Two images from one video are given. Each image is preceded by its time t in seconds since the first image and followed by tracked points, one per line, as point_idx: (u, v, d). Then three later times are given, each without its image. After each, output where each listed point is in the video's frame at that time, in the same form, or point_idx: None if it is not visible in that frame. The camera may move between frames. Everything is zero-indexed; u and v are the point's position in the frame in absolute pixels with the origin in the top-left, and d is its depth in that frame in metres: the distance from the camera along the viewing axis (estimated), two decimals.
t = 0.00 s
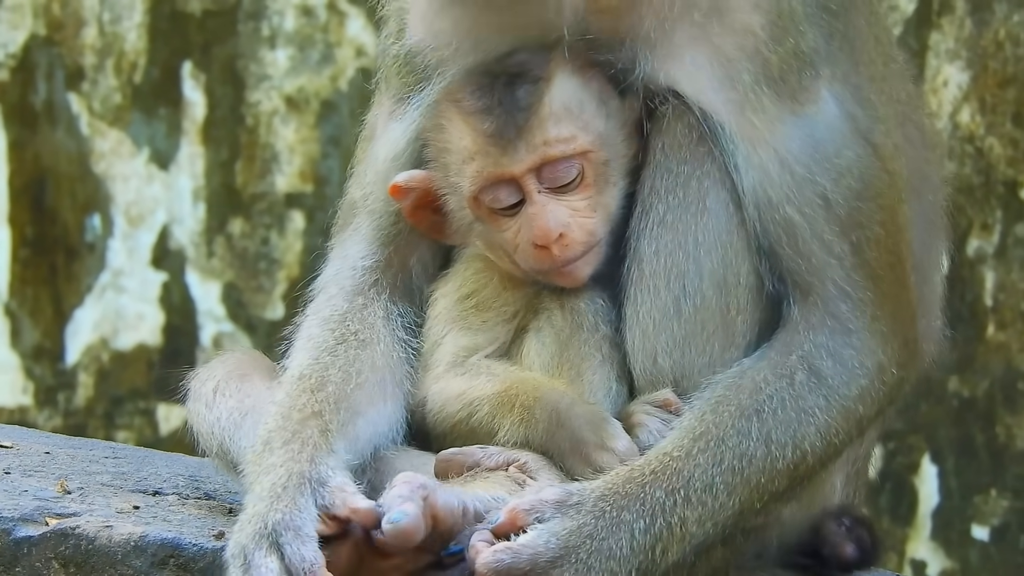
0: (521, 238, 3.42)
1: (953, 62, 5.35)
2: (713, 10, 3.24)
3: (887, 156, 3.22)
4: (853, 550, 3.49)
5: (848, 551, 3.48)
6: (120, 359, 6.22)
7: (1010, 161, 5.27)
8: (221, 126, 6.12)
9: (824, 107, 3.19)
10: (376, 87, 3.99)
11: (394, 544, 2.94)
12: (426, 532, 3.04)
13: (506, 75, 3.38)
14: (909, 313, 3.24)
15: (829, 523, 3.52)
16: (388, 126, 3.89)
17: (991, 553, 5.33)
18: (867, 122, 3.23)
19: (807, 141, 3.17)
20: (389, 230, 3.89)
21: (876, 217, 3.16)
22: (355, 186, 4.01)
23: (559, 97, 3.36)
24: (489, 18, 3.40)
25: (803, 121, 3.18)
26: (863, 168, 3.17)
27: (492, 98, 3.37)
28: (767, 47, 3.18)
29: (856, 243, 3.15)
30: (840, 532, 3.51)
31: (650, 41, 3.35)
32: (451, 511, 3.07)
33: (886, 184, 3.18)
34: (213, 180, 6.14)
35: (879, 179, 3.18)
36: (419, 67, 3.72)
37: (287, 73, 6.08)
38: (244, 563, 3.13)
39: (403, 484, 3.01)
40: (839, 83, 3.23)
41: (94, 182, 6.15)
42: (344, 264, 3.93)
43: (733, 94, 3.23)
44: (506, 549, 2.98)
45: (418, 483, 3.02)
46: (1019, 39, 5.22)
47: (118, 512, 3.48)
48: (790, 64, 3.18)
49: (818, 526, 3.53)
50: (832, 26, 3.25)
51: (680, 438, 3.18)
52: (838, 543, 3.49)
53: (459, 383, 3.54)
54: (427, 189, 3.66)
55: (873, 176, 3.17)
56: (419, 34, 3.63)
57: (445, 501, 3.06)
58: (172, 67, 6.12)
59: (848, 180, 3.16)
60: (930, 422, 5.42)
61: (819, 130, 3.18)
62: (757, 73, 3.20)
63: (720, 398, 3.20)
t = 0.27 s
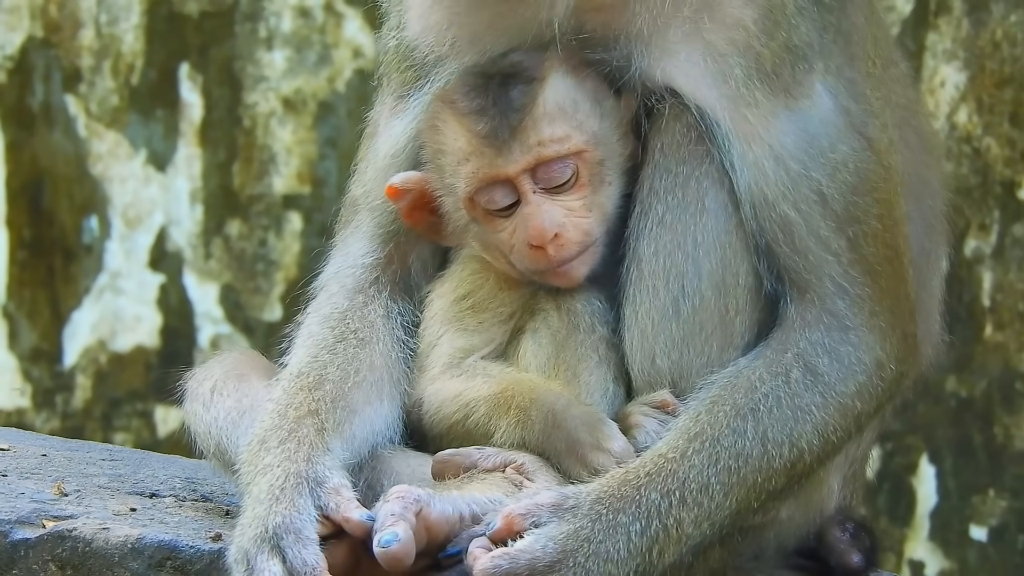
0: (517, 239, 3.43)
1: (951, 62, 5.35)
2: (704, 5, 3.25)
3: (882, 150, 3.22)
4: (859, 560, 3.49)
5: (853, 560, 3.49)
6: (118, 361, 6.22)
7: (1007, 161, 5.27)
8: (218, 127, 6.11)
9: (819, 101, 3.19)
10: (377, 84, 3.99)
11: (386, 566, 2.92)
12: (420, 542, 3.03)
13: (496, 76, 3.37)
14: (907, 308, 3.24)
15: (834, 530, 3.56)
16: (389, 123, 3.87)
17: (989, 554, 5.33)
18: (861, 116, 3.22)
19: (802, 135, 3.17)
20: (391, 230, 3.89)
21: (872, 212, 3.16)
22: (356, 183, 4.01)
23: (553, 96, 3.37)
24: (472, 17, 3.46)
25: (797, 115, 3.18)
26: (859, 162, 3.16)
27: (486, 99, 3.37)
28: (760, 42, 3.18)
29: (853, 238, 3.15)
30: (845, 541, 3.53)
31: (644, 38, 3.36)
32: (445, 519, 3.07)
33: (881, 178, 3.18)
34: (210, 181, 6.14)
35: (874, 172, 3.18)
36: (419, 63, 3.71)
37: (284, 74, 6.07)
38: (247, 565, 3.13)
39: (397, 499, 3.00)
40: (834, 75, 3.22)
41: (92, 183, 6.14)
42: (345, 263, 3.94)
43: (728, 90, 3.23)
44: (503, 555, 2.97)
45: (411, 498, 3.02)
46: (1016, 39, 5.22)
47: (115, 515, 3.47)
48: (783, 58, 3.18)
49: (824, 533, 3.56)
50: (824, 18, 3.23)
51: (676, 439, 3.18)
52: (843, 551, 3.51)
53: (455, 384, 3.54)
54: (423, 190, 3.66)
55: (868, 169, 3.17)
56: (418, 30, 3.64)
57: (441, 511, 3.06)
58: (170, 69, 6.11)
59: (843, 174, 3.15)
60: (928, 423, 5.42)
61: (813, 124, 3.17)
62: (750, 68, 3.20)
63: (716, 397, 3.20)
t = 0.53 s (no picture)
0: (517, 241, 3.43)
1: (948, 64, 5.35)
2: (703, 4, 3.27)
3: (884, 150, 3.22)
4: (858, 562, 3.50)
5: (853, 562, 3.50)
6: (115, 362, 6.21)
7: (1005, 162, 5.27)
8: (216, 129, 6.10)
9: (821, 100, 3.19)
10: (383, 83, 3.98)
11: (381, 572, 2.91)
12: (416, 546, 3.03)
13: (495, 78, 3.37)
14: (908, 309, 3.23)
15: (833, 532, 3.56)
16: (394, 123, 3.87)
17: (987, 555, 5.32)
18: (864, 116, 3.22)
19: (804, 136, 3.17)
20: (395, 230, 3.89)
21: (873, 213, 3.16)
22: (361, 182, 4.01)
23: (554, 98, 3.37)
24: (475, 15, 3.49)
25: (799, 115, 3.18)
26: (860, 162, 3.17)
27: (486, 102, 3.37)
28: (760, 41, 3.19)
29: (853, 239, 3.15)
30: (845, 543, 3.54)
31: (647, 36, 3.36)
32: (441, 522, 3.07)
33: (883, 178, 3.18)
34: (208, 183, 6.13)
35: (876, 173, 3.18)
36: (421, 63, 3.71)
37: (282, 75, 6.07)
38: (252, 565, 3.15)
39: (393, 504, 3.00)
40: (836, 74, 3.22)
41: (89, 185, 6.14)
42: (348, 261, 3.94)
43: (729, 89, 3.23)
44: (499, 555, 2.97)
45: (407, 502, 3.02)
46: (1014, 41, 5.23)
47: (112, 516, 3.47)
48: (785, 57, 3.18)
49: (823, 535, 3.57)
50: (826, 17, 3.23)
51: (674, 439, 3.18)
52: (843, 553, 3.52)
53: (454, 385, 3.54)
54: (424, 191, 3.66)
55: (870, 170, 3.17)
56: (424, 25, 3.65)
57: (437, 515, 3.06)
58: (167, 70, 6.11)
59: (845, 174, 3.16)
60: (926, 424, 5.42)
61: (815, 123, 3.17)
62: (751, 67, 3.20)
63: (715, 397, 3.20)
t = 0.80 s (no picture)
0: (514, 239, 3.43)
1: (947, 64, 5.36)
2: (699, 4, 3.25)
3: (883, 149, 3.21)
4: (858, 562, 3.50)
5: (853, 563, 3.50)
6: (114, 362, 6.21)
7: (1004, 163, 5.27)
8: (214, 129, 6.10)
9: (819, 98, 3.18)
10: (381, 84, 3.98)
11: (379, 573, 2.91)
12: (415, 546, 3.02)
13: (493, 75, 3.37)
14: (907, 307, 3.22)
15: (832, 533, 3.58)
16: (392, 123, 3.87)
17: (985, 556, 5.32)
18: (862, 114, 3.21)
19: (801, 134, 3.16)
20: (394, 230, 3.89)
21: (872, 211, 3.15)
22: (359, 182, 4.01)
23: (551, 96, 3.38)
24: (471, 17, 3.48)
25: (796, 113, 3.17)
26: (858, 160, 3.16)
27: (485, 99, 3.38)
28: (756, 40, 3.18)
29: (852, 237, 3.15)
30: (844, 545, 3.55)
31: (645, 36, 3.35)
32: (440, 522, 3.07)
33: (881, 176, 3.17)
34: (207, 183, 6.13)
35: (875, 171, 3.17)
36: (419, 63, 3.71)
37: (280, 75, 6.07)
38: (250, 565, 3.14)
39: (391, 504, 3.00)
40: (834, 72, 3.21)
41: (88, 185, 6.13)
42: (347, 261, 3.94)
43: (726, 89, 3.22)
44: (498, 555, 2.96)
45: (406, 502, 3.02)
46: (1013, 41, 5.23)
47: (111, 515, 3.46)
48: (782, 55, 3.17)
49: (822, 536, 3.58)
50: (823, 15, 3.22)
51: (671, 439, 3.18)
52: (843, 554, 3.52)
53: (453, 384, 3.54)
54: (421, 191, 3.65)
55: (868, 168, 3.16)
56: (420, 27, 3.66)
57: (437, 516, 3.06)
58: (166, 70, 6.11)
59: (843, 173, 3.15)
60: (925, 424, 5.42)
61: (812, 122, 3.16)
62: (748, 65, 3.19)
63: (713, 396, 3.20)
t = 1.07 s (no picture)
0: (510, 239, 3.42)
1: (945, 63, 5.35)
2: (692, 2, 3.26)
3: (876, 146, 3.22)
4: (856, 562, 3.50)
5: (850, 563, 3.50)
6: (112, 361, 6.21)
7: (1001, 162, 5.27)
8: (212, 128, 6.10)
9: (812, 95, 3.18)
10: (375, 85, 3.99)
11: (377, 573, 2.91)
12: (412, 546, 3.03)
13: (489, 74, 3.38)
14: (901, 304, 3.24)
15: (829, 533, 3.58)
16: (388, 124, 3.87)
17: (983, 555, 5.32)
18: (856, 110, 3.21)
19: (796, 132, 3.17)
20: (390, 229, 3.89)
21: (866, 208, 3.16)
22: (355, 183, 4.01)
23: (547, 95, 3.37)
24: (464, 18, 3.49)
25: (790, 110, 3.18)
26: (853, 158, 3.17)
27: (480, 99, 3.37)
28: (749, 37, 3.19)
29: (847, 235, 3.15)
30: (841, 544, 3.55)
31: (638, 36, 3.36)
32: (437, 522, 3.07)
33: (875, 173, 3.19)
34: (204, 182, 6.12)
35: (869, 168, 3.18)
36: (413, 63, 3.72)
37: (278, 74, 6.07)
38: (247, 566, 3.14)
39: (389, 503, 3.01)
40: (827, 68, 3.21)
41: (85, 184, 6.13)
42: (344, 262, 3.94)
43: (720, 87, 3.22)
44: (496, 556, 2.96)
45: (404, 502, 3.02)
46: (1010, 40, 5.23)
47: (108, 514, 3.46)
48: (775, 51, 3.18)
49: (819, 536, 3.59)
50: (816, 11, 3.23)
51: (668, 439, 3.18)
52: (840, 554, 3.52)
53: (449, 384, 3.54)
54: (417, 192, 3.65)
55: (863, 165, 3.17)
56: (413, 28, 3.66)
57: (434, 516, 3.06)
58: (163, 69, 6.10)
59: (837, 170, 3.16)
60: (922, 423, 5.42)
61: (806, 119, 3.17)
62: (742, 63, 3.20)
63: (709, 396, 3.20)
